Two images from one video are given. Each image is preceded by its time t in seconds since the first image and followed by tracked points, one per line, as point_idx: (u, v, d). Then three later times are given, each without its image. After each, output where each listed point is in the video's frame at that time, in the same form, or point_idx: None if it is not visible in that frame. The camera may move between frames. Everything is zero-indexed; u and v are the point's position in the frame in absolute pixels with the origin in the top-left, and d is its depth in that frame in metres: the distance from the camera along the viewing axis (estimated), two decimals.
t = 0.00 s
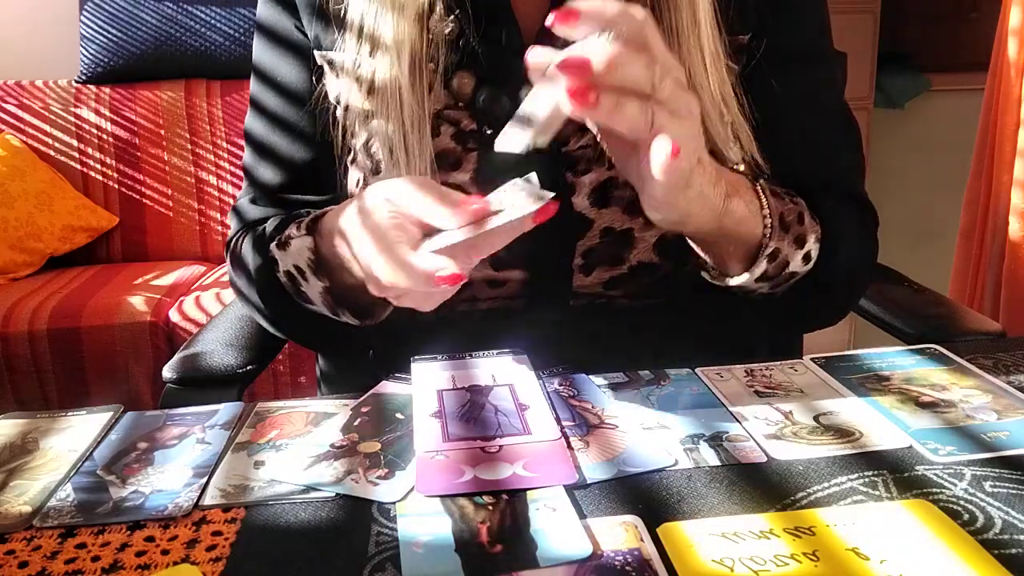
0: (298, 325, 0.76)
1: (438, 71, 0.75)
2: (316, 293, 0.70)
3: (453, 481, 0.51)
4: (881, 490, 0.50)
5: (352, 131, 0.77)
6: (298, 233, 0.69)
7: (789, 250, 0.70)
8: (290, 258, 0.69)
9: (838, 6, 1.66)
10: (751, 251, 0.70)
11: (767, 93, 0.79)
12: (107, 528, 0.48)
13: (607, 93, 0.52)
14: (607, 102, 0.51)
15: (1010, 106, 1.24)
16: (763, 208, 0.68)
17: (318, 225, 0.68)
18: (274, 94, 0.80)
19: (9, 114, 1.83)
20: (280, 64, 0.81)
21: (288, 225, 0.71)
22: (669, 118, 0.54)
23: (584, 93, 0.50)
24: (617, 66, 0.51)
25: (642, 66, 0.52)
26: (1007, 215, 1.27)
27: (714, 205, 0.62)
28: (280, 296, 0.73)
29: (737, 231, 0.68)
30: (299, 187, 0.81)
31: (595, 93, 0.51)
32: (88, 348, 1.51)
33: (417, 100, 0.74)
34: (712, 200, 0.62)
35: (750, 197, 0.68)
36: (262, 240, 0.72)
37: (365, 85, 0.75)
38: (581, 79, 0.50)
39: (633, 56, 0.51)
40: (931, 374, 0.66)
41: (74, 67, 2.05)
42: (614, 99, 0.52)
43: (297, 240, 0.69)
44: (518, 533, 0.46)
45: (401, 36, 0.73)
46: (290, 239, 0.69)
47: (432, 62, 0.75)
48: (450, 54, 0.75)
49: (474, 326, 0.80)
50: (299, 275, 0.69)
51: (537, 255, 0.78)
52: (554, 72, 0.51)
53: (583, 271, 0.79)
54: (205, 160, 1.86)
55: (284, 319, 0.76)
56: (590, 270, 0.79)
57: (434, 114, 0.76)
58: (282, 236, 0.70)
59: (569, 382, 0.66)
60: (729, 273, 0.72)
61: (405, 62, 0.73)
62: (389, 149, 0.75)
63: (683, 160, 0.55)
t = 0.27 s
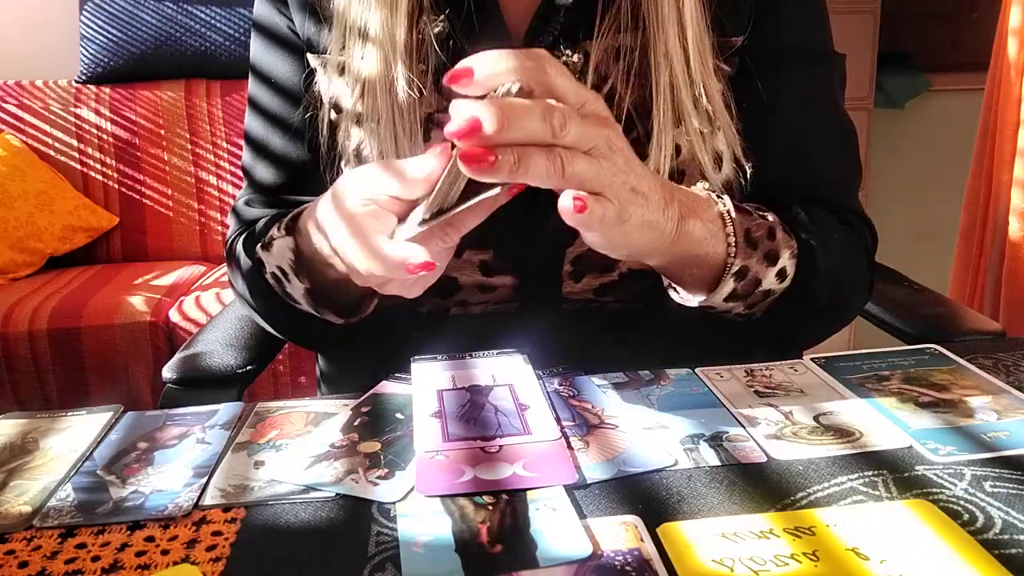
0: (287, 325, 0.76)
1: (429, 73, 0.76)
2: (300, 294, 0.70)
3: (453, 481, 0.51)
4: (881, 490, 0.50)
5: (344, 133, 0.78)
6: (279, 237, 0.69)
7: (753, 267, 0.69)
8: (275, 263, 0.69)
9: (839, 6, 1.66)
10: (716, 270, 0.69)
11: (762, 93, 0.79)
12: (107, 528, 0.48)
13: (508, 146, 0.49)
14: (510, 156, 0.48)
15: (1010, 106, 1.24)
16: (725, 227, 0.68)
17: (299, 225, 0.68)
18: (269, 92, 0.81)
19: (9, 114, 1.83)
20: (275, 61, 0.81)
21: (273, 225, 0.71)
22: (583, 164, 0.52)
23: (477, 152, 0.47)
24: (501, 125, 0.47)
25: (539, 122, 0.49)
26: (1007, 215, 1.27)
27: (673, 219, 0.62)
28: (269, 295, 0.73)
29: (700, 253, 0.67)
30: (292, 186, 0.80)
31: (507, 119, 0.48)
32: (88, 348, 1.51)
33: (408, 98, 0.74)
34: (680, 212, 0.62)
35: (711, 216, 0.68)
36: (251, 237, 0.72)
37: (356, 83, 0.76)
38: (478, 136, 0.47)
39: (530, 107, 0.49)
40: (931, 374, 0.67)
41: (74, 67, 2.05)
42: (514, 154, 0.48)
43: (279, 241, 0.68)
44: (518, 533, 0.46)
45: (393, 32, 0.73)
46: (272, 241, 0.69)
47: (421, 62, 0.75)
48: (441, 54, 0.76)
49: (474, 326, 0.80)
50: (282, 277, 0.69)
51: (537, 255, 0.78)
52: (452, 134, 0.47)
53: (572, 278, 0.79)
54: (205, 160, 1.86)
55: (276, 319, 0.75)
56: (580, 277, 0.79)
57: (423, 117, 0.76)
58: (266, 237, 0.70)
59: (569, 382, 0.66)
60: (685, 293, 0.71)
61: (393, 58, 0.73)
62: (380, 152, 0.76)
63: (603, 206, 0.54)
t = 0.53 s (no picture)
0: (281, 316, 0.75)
1: (436, 73, 0.74)
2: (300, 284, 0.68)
3: (453, 481, 0.51)
4: (880, 490, 0.50)
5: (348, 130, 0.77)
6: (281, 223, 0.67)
7: (773, 264, 0.69)
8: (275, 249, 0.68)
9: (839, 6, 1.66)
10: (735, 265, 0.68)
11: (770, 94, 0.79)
12: (107, 528, 0.48)
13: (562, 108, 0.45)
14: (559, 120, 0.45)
15: (1010, 106, 1.24)
16: (745, 223, 0.67)
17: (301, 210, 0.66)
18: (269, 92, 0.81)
19: (9, 114, 1.84)
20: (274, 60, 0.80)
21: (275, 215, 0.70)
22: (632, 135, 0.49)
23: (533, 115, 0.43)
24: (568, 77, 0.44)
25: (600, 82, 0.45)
26: (1007, 215, 1.27)
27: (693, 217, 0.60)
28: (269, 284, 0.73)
29: (719, 249, 0.66)
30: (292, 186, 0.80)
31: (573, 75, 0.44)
32: (88, 349, 1.51)
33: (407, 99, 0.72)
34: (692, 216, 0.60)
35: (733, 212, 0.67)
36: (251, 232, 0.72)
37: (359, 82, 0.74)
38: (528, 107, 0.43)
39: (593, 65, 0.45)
40: (931, 374, 0.67)
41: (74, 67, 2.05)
42: (566, 117, 0.46)
43: (280, 228, 0.67)
44: (518, 534, 0.46)
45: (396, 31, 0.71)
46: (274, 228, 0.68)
47: (430, 61, 0.74)
48: (448, 52, 0.75)
49: (473, 326, 0.80)
50: (281, 264, 0.68)
51: (536, 255, 0.78)
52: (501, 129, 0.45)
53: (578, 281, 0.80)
54: (205, 160, 1.86)
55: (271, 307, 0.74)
56: (586, 280, 0.79)
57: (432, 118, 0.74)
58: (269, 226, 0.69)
59: (569, 382, 0.66)
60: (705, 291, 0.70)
61: (392, 56, 0.71)
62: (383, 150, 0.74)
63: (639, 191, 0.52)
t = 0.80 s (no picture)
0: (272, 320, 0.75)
1: (448, 75, 0.74)
2: (292, 297, 0.69)
3: (453, 481, 0.51)
4: (881, 490, 0.50)
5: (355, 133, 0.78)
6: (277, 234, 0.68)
7: (813, 255, 0.68)
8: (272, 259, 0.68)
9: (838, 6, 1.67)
10: (773, 257, 0.68)
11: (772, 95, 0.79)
12: (107, 528, 0.48)
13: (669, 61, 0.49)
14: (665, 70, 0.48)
15: (1010, 106, 1.24)
16: (788, 215, 0.67)
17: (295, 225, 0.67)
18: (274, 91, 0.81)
19: (9, 114, 1.84)
20: (281, 60, 0.80)
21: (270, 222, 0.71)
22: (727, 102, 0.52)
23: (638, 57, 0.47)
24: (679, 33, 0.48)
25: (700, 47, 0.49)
26: (1007, 215, 1.27)
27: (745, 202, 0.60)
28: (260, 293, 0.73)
29: (761, 239, 0.66)
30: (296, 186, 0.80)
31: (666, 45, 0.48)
32: (88, 349, 1.51)
33: (425, 105, 0.73)
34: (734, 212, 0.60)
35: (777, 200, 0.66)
36: (247, 233, 0.72)
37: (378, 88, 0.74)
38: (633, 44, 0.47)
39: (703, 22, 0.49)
40: (931, 374, 0.67)
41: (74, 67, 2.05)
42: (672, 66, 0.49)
43: (274, 240, 0.68)
44: (518, 534, 0.46)
45: (412, 40, 0.71)
46: (268, 238, 0.68)
47: (441, 64, 0.74)
48: (463, 56, 0.75)
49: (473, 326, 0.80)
50: (280, 275, 0.68)
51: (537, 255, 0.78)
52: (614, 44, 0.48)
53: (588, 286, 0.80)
54: (205, 160, 1.86)
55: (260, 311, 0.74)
56: (597, 287, 0.80)
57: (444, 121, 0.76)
58: (263, 234, 0.69)
59: (569, 382, 0.66)
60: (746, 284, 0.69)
61: (406, 64, 0.72)
62: (396, 154, 0.75)
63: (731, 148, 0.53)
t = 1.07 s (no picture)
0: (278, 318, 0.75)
1: (458, 80, 0.75)
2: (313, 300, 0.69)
3: (453, 481, 0.51)
4: (880, 490, 0.50)
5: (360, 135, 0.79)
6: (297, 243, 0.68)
7: (814, 289, 0.69)
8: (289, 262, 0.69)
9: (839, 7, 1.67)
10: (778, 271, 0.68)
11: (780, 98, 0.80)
12: (107, 528, 0.48)
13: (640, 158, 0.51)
14: (636, 169, 0.51)
15: (1010, 106, 1.24)
16: (791, 250, 0.68)
17: (313, 233, 0.67)
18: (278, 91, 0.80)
19: (9, 114, 1.83)
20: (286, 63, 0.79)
21: (285, 229, 0.71)
22: (706, 181, 0.54)
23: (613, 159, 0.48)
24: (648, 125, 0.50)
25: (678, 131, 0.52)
26: (1007, 215, 1.27)
27: (748, 245, 0.62)
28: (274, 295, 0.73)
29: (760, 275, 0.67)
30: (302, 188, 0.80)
31: (656, 126, 0.50)
32: (88, 349, 1.51)
33: (435, 114, 0.74)
34: (741, 239, 0.61)
35: (780, 239, 0.67)
36: (257, 238, 0.72)
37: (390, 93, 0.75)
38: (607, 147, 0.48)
39: (676, 115, 0.51)
40: (931, 374, 0.67)
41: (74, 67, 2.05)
42: (644, 163, 0.51)
43: (291, 248, 0.68)
44: (519, 534, 0.46)
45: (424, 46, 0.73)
46: (284, 247, 0.69)
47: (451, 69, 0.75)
48: (471, 61, 0.75)
49: (473, 327, 0.80)
50: (292, 280, 0.69)
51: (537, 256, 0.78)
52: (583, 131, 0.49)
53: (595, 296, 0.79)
54: (205, 160, 1.86)
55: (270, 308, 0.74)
56: (604, 297, 0.80)
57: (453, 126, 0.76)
58: (279, 240, 0.70)
59: (569, 382, 0.66)
60: (743, 314, 0.70)
61: (416, 70, 0.74)
62: (402, 157, 0.75)
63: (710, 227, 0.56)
